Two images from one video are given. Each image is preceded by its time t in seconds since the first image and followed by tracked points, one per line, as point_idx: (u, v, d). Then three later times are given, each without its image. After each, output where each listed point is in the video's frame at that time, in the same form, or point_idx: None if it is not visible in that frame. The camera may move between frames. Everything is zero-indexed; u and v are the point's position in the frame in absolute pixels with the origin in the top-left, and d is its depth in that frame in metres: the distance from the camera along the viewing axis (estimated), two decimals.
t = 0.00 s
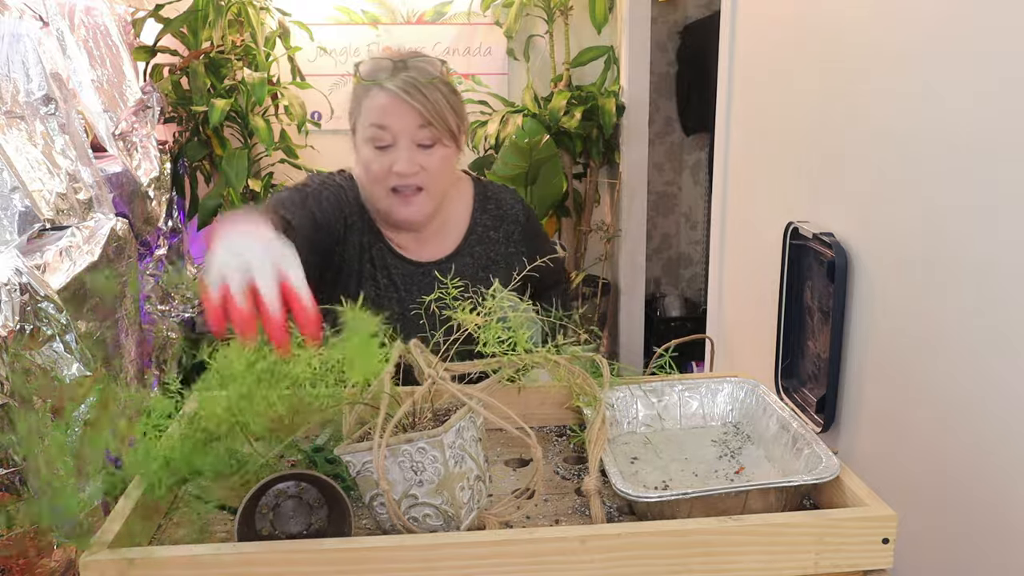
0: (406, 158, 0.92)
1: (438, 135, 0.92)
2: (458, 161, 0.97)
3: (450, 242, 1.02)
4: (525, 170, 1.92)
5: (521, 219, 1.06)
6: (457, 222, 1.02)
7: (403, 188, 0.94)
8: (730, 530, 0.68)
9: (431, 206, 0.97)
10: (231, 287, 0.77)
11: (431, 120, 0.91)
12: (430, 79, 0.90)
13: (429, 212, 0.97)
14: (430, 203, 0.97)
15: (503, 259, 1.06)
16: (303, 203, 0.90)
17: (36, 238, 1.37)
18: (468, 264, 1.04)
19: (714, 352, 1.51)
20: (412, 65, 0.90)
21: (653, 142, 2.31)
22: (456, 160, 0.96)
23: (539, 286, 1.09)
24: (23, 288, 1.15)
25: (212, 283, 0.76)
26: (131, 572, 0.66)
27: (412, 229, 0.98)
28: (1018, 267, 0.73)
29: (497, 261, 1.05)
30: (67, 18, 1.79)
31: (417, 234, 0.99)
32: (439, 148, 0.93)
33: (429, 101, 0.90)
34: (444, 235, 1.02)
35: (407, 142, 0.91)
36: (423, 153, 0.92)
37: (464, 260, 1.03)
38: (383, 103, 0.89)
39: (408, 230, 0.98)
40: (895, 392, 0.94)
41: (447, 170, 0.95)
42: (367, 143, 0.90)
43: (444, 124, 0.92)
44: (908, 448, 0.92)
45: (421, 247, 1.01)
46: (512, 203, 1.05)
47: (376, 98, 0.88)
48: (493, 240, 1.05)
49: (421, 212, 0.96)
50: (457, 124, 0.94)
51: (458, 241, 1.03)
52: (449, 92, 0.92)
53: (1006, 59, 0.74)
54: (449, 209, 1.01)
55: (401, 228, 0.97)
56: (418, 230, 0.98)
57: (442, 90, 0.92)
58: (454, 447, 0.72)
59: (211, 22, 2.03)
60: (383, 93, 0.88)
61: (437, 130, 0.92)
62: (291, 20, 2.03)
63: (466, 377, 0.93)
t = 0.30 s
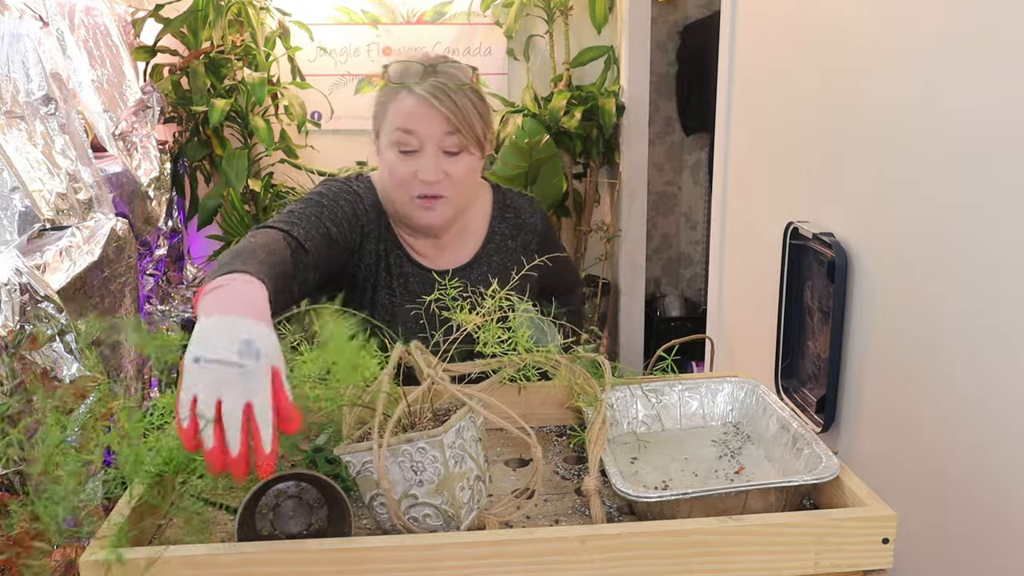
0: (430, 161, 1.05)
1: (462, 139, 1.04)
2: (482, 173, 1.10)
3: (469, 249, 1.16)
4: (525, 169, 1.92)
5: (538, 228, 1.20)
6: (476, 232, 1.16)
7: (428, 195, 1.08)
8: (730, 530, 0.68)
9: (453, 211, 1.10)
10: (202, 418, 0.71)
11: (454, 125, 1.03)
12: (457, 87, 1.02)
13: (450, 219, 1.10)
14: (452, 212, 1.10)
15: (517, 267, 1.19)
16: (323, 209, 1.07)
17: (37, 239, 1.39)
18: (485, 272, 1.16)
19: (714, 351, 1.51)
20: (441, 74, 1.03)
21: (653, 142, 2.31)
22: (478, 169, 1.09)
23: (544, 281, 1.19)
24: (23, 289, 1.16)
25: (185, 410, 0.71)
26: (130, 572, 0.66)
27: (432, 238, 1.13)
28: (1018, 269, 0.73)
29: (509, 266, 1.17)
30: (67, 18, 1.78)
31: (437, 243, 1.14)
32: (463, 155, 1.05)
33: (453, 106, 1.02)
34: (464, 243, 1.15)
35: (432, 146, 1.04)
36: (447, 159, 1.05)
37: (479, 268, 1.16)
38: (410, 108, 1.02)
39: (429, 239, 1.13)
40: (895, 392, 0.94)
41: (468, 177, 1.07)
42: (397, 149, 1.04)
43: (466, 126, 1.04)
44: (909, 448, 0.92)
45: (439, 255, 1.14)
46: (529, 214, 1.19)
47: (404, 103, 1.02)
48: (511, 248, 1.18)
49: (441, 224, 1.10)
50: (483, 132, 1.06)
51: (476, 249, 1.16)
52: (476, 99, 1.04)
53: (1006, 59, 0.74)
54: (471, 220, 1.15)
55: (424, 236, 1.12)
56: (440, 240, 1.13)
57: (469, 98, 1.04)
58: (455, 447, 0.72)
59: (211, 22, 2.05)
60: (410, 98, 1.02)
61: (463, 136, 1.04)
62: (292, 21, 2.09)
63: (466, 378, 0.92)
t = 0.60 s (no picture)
0: (448, 154, 1.15)
1: (477, 133, 1.14)
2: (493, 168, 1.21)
3: (475, 251, 1.27)
4: (526, 169, 2.06)
5: (544, 231, 1.33)
6: (482, 233, 1.27)
7: (444, 188, 1.17)
8: (730, 530, 0.68)
9: (467, 206, 1.19)
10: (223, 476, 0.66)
11: (471, 119, 1.13)
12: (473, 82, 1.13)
13: (463, 214, 1.19)
14: (465, 207, 1.19)
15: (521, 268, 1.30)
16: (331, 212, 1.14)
17: (36, 239, 1.39)
18: (491, 273, 1.28)
19: (714, 351, 1.51)
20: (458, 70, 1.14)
21: (653, 142, 2.30)
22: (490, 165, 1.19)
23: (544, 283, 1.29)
24: (23, 289, 1.19)
25: (211, 467, 0.67)
26: (129, 572, 0.66)
27: (442, 234, 1.23)
28: (1018, 271, 0.73)
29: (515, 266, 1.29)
30: (68, 18, 1.78)
31: (447, 240, 1.24)
32: (477, 150, 1.16)
33: (470, 100, 1.13)
34: (469, 242, 1.26)
35: (449, 139, 1.14)
36: (463, 152, 1.16)
37: (486, 268, 1.27)
38: (429, 103, 1.12)
39: (440, 234, 1.22)
40: (895, 392, 0.94)
41: (482, 172, 1.18)
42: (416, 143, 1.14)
43: (482, 121, 1.14)
44: (909, 448, 0.92)
45: (448, 253, 1.25)
46: (536, 216, 1.32)
47: (424, 98, 1.12)
48: (518, 250, 1.30)
49: (454, 219, 1.19)
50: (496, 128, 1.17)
51: (482, 250, 1.27)
52: (489, 95, 1.15)
53: (1006, 60, 0.74)
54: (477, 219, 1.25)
55: (435, 230, 1.21)
56: (450, 234, 1.22)
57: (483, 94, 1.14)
58: (455, 447, 0.72)
59: (211, 23, 2.01)
60: (429, 93, 1.12)
61: (478, 130, 1.15)
62: (293, 22, 2.08)
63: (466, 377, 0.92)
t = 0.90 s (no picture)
0: (454, 148, 1.18)
1: (481, 128, 1.18)
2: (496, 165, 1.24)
3: (478, 245, 1.28)
4: (526, 169, 2.12)
5: (547, 227, 1.34)
6: (486, 228, 1.28)
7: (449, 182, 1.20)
8: (730, 530, 0.68)
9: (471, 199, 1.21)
10: (208, 431, 0.64)
11: (476, 115, 1.17)
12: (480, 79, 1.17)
13: (468, 207, 1.22)
14: (470, 200, 1.22)
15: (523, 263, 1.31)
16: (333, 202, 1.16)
17: (36, 239, 1.39)
18: (494, 265, 1.28)
19: (714, 352, 1.51)
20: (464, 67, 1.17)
21: (653, 142, 2.31)
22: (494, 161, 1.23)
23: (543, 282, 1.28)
24: (23, 289, 1.20)
25: (196, 424, 0.65)
26: (129, 572, 0.66)
27: (447, 227, 1.24)
28: (1018, 275, 0.73)
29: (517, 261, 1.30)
30: (68, 18, 1.78)
31: (451, 232, 1.25)
32: (482, 145, 1.20)
33: (476, 97, 1.17)
34: (473, 237, 1.27)
35: (454, 135, 1.18)
36: (468, 147, 1.19)
37: (490, 262, 1.28)
38: (435, 99, 1.16)
39: (444, 227, 1.24)
40: (895, 391, 0.94)
41: (486, 167, 1.21)
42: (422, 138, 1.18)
43: (488, 117, 1.18)
44: (909, 448, 0.92)
45: (452, 246, 1.26)
46: (538, 212, 1.34)
47: (430, 93, 1.16)
48: (520, 245, 1.31)
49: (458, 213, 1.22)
50: (500, 124, 1.21)
51: (484, 245, 1.29)
52: (493, 93, 1.18)
53: (1007, 60, 0.74)
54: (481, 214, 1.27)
55: (441, 223, 1.23)
56: (455, 227, 1.24)
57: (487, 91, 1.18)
58: (455, 447, 0.72)
59: (211, 22, 2.02)
60: (435, 90, 1.16)
61: (482, 126, 1.19)
62: (293, 22, 2.10)
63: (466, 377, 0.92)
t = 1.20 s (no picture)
0: (451, 139, 1.26)
1: (477, 121, 1.25)
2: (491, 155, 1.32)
3: (478, 231, 1.37)
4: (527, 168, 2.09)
5: (544, 218, 1.41)
6: (484, 215, 1.37)
7: (446, 171, 1.29)
8: (730, 530, 0.68)
9: (467, 188, 1.31)
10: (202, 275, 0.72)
11: (472, 107, 1.24)
12: (476, 73, 1.23)
13: (465, 195, 1.32)
14: (466, 188, 1.31)
15: (521, 253, 1.40)
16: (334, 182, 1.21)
17: (36, 239, 1.38)
18: (494, 254, 1.38)
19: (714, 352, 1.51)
20: (460, 61, 1.23)
21: (653, 142, 2.34)
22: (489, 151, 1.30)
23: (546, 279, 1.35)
24: (23, 288, 1.21)
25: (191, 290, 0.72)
26: (130, 572, 0.66)
27: (447, 214, 1.33)
28: (1018, 275, 0.73)
29: (515, 252, 1.39)
30: (68, 18, 1.78)
31: (451, 220, 1.33)
32: (477, 137, 1.27)
33: (472, 90, 1.23)
34: (472, 223, 1.36)
35: (450, 127, 1.25)
36: (463, 138, 1.26)
37: (488, 249, 1.38)
38: (432, 91, 1.22)
39: (444, 215, 1.32)
40: (895, 390, 0.94)
41: (481, 158, 1.30)
42: (420, 129, 1.24)
43: (483, 110, 1.25)
44: (908, 446, 0.92)
45: (453, 234, 1.35)
46: (537, 204, 1.40)
47: (428, 86, 1.22)
48: (519, 234, 1.40)
49: (455, 200, 1.31)
50: (495, 115, 1.28)
51: (484, 232, 1.37)
52: (489, 86, 1.25)
53: (1007, 60, 0.74)
54: (479, 201, 1.35)
55: (440, 211, 1.32)
56: (454, 214, 1.33)
57: (483, 84, 1.25)
58: (455, 447, 0.72)
59: (211, 22, 2.11)
60: (433, 83, 1.22)
61: (477, 119, 1.26)
62: (293, 22, 2.07)
63: (466, 378, 0.92)
